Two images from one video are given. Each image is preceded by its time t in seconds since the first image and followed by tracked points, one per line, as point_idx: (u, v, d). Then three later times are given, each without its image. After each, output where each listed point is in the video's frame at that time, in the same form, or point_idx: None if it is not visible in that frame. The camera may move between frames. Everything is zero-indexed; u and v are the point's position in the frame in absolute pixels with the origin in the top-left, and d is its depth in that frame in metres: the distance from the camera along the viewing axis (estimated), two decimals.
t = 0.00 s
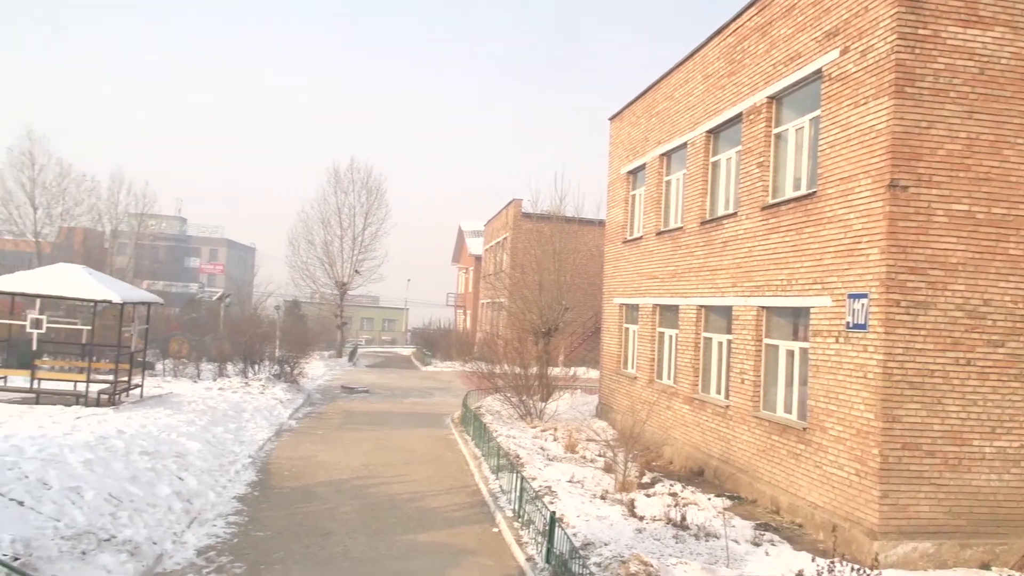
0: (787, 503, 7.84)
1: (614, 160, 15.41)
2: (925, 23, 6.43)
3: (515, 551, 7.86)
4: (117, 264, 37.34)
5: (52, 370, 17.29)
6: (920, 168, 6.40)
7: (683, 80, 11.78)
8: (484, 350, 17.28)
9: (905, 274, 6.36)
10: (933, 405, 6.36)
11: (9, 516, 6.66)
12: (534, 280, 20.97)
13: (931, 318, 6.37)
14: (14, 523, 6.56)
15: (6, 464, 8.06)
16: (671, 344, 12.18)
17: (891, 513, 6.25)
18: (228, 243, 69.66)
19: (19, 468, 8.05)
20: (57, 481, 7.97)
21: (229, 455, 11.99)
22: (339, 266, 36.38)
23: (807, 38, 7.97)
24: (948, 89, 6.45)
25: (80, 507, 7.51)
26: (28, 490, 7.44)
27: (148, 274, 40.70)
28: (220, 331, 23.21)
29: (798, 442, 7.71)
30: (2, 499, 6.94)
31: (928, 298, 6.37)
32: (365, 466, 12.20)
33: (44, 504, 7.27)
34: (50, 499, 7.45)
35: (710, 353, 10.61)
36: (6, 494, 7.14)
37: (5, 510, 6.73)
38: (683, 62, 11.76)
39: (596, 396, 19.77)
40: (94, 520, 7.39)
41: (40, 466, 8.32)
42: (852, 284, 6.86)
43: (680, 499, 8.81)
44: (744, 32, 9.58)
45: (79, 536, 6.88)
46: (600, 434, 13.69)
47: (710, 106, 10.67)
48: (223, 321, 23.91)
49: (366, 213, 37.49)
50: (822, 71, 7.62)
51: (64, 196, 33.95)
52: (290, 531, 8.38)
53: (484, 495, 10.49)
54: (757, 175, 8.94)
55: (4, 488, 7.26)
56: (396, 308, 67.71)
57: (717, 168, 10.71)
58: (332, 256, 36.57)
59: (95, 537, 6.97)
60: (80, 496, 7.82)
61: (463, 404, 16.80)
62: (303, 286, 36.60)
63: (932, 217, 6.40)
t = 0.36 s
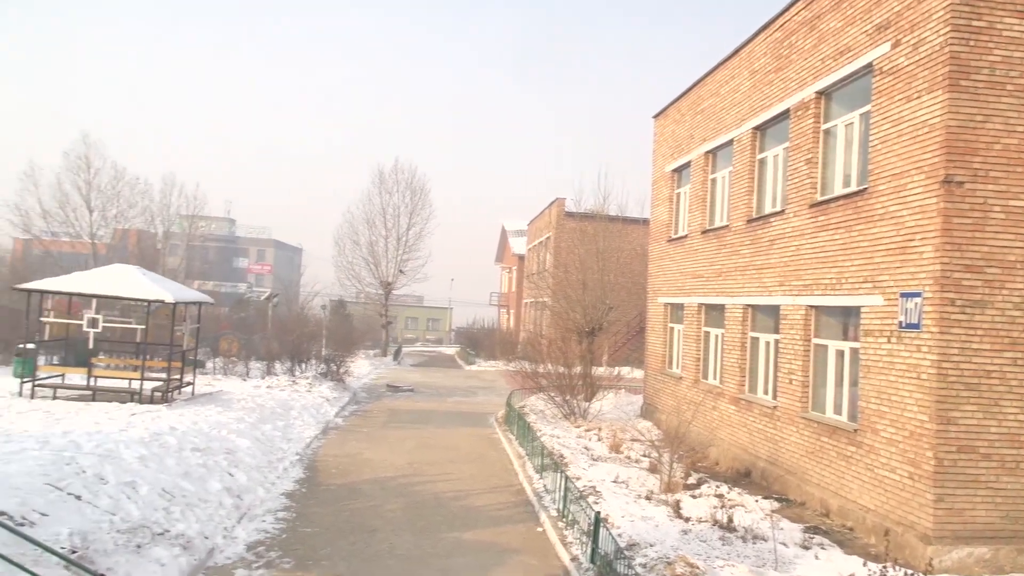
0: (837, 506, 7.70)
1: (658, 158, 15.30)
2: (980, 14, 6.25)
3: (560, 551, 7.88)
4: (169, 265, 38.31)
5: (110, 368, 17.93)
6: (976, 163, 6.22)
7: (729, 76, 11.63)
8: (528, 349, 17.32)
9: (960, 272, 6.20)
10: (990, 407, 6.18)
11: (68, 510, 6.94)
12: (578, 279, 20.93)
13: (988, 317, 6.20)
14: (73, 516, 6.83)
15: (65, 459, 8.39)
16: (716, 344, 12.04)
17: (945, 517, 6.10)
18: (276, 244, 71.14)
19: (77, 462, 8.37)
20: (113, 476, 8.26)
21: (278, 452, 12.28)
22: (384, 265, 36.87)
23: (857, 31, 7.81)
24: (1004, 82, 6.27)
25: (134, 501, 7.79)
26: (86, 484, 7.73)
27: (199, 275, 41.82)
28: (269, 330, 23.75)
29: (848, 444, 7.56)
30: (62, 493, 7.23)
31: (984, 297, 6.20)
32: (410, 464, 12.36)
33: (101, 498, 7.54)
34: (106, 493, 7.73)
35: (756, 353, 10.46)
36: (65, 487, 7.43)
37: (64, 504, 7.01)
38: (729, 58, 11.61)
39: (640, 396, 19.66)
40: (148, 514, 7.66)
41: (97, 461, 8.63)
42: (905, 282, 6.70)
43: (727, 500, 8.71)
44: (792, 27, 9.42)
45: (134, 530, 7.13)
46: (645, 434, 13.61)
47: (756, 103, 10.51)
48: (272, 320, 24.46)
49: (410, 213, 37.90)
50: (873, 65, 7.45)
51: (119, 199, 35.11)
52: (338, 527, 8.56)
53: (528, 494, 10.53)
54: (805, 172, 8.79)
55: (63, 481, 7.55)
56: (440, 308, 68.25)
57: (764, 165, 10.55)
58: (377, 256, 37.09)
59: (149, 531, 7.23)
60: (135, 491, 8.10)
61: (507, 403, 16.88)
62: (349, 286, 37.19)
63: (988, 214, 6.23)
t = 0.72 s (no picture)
0: (896, 510, 7.51)
1: (709, 156, 15.11)
2: None
3: (611, 551, 7.88)
4: (227, 265, 39.46)
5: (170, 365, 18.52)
6: None
7: (782, 71, 11.42)
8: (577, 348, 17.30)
9: None
10: None
11: (131, 504, 7.25)
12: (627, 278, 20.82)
13: None
14: (135, 510, 7.14)
15: (128, 454, 8.76)
16: (770, 344, 11.83)
17: (1011, 523, 5.90)
18: (329, 245, 72.57)
19: (139, 457, 8.73)
20: (174, 471, 8.59)
21: (331, 450, 12.56)
22: (434, 265, 37.30)
23: (915, 23, 7.60)
24: None
25: (194, 496, 8.09)
26: (148, 479, 8.05)
27: (255, 274, 42.94)
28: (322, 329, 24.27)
29: (908, 447, 7.36)
30: (125, 487, 7.56)
31: None
32: (461, 463, 12.50)
33: (162, 492, 7.85)
34: (167, 488, 8.04)
35: (812, 353, 10.25)
36: (128, 481, 7.76)
37: (127, 498, 7.33)
38: (782, 52, 11.40)
39: (691, 396, 19.45)
40: (207, 508, 7.95)
41: (159, 456, 8.98)
42: (967, 281, 6.51)
43: (781, 503, 8.57)
44: (848, 20, 9.21)
45: (193, 524, 7.41)
46: (696, 435, 13.47)
47: (811, 98, 10.30)
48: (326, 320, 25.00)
49: (460, 213, 38.23)
50: (933, 57, 7.24)
51: (178, 202, 36.32)
52: (390, 525, 8.72)
53: (578, 494, 10.55)
54: (862, 168, 8.58)
55: (126, 475, 7.89)
56: (489, 307, 68.57)
57: (819, 162, 10.33)
58: (427, 256, 37.55)
59: (208, 525, 7.51)
60: (194, 486, 8.41)
61: (556, 403, 16.92)
62: (400, 285, 37.73)
63: None
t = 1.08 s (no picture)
0: (962, 515, 7.27)
1: (766, 152, 14.84)
2: None
3: (666, 552, 7.86)
4: (284, 266, 40.52)
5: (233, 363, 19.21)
6: None
7: (841, 65, 11.16)
8: (631, 347, 17.21)
9: None
10: None
11: (194, 498, 7.57)
12: (681, 276, 20.61)
13: None
14: (198, 504, 7.45)
15: (192, 450, 9.13)
16: (830, 343, 11.56)
17: None
18: (383, 245, 73.70)
19: (202, 453, 9.09)
20: (235, 467, 8.93)
21: (386, 448, 12.81)
22: (487, 264, 37.57)
23: (982, 13, 7.36)
24: None
25: (254, 491, 8.39)
26: (210, 474, 8.39)
27: (311, 274, 43.97)
28: (378, 328, 24.72)
29: (976, 450, 7.12)
30: (188, 482, 7.90)
31: None
32: (514, 462, 12.59)
33: (224, 487, 8.16)
34: (228, 482, 8.36)
35: (873, 353, 9.99)
36: (191, 476, 8.11)
37: (190, 492, 7.65)
38: (842, 45, 11.13)
39: (747, 396, 19.14)
40: (266, 503, 8.23)
41: (220, 452, 9.34)
42: None
43: (841, 506, 8.39)
44: (910, 11, 8.96)
45: (254, 518, 7.69)
46: (753, 436, 13.27)
47: (872, 91, 10.04)
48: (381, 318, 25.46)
49: (512, 211, 38.39)
50: (1001, 47, 6.99)
51: (237, 203, 37.46)
52: (444, 522, 8.86)
53: (632, 494, 10.52)
54: (926, 162, 8.32)
55: (190, 470, 8.24)
56: (542, 306, 68.60)
57: (881, 156, 10.06)
58: (480, 255, 37.83)
59: (267, 520, 7.77)
60: (254, 481, 8.72)
61: (610, 402, 16.88)
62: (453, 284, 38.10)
63: None
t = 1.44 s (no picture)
0: None
1: (821, 146, 14.54)
2: None
3: (719, 552, 7.81)
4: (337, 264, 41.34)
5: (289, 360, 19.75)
6: None
7: (901, 56, 10.87)
8: (682, 345, 17.07)
9: None
10: None
11: (251, 491, 7.85)
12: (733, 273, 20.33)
13: None
14: (255, 498, 7.72)
15: (249, 445, 9.46)
16: (889, 342, 11.28)
17: None
18: (433, 244, 74.49)
19: (259, 448, 9.41)
20: (290, 462, 9.21)
21: (437, 444, 13.01)
22: (537, 262, 37.66)
23: None
24: None
25: (308, 485, 8.65)
26: (266, 469, 8.68)
27: (363, 273, 44.76)
28: (429, 325, 25.06)
29: None
30: (245, 476, 8.20)
31: None
32: (565, 460, 12.64)
33: (279, 481, 8.44)
34: (284, 477, 8.63)
35: (935, 352, 9.71)
36: (248, 470, 8.41)
37: (247, 486, 7.94)
38: (901, 36, 10.84)
39: (803, 395, 18.77)
40: (321, 498, 8.47)
41: (276, 447, 9.65)
42: None
43: (901, 509, 8.20)
44: None
45: (309, 512, 7.93)
46: (809, 436, 13.03)
47: (933, 83, 9.76)
48: (432, 316, 25.81)
49: (562, 209, 38.39)
50: None
51: (292, 204, 38.39)
52: (495, 519, 8.97)
53: (685, 493, 10.46)
54: (990, 155, 8.05)
55: (247, 465, 8.54)
56: (592, 304, 68.34)
57: (943, 149, 9.76)
58: (530, 253, 37.94)
59: (321, 514, 8.01)
60: (308, 476, 8.99)
61: (661, 401, 16.78)
62: (503, 282, 38.30)
63: None
